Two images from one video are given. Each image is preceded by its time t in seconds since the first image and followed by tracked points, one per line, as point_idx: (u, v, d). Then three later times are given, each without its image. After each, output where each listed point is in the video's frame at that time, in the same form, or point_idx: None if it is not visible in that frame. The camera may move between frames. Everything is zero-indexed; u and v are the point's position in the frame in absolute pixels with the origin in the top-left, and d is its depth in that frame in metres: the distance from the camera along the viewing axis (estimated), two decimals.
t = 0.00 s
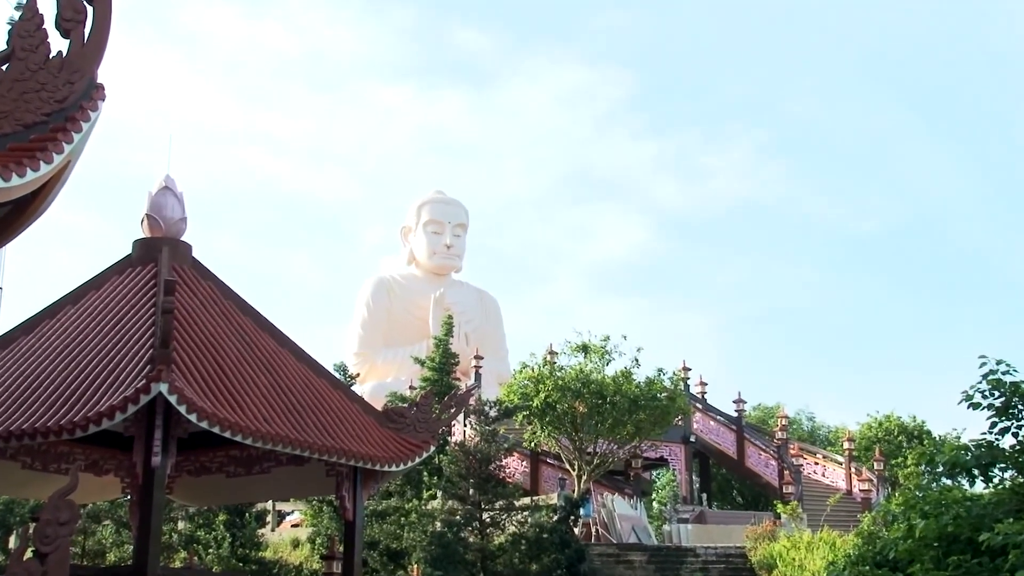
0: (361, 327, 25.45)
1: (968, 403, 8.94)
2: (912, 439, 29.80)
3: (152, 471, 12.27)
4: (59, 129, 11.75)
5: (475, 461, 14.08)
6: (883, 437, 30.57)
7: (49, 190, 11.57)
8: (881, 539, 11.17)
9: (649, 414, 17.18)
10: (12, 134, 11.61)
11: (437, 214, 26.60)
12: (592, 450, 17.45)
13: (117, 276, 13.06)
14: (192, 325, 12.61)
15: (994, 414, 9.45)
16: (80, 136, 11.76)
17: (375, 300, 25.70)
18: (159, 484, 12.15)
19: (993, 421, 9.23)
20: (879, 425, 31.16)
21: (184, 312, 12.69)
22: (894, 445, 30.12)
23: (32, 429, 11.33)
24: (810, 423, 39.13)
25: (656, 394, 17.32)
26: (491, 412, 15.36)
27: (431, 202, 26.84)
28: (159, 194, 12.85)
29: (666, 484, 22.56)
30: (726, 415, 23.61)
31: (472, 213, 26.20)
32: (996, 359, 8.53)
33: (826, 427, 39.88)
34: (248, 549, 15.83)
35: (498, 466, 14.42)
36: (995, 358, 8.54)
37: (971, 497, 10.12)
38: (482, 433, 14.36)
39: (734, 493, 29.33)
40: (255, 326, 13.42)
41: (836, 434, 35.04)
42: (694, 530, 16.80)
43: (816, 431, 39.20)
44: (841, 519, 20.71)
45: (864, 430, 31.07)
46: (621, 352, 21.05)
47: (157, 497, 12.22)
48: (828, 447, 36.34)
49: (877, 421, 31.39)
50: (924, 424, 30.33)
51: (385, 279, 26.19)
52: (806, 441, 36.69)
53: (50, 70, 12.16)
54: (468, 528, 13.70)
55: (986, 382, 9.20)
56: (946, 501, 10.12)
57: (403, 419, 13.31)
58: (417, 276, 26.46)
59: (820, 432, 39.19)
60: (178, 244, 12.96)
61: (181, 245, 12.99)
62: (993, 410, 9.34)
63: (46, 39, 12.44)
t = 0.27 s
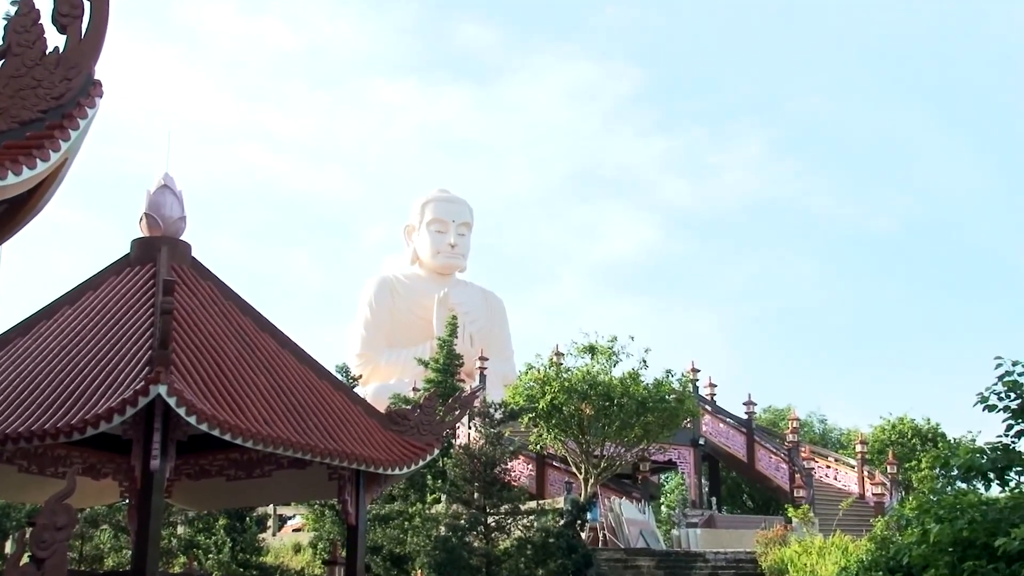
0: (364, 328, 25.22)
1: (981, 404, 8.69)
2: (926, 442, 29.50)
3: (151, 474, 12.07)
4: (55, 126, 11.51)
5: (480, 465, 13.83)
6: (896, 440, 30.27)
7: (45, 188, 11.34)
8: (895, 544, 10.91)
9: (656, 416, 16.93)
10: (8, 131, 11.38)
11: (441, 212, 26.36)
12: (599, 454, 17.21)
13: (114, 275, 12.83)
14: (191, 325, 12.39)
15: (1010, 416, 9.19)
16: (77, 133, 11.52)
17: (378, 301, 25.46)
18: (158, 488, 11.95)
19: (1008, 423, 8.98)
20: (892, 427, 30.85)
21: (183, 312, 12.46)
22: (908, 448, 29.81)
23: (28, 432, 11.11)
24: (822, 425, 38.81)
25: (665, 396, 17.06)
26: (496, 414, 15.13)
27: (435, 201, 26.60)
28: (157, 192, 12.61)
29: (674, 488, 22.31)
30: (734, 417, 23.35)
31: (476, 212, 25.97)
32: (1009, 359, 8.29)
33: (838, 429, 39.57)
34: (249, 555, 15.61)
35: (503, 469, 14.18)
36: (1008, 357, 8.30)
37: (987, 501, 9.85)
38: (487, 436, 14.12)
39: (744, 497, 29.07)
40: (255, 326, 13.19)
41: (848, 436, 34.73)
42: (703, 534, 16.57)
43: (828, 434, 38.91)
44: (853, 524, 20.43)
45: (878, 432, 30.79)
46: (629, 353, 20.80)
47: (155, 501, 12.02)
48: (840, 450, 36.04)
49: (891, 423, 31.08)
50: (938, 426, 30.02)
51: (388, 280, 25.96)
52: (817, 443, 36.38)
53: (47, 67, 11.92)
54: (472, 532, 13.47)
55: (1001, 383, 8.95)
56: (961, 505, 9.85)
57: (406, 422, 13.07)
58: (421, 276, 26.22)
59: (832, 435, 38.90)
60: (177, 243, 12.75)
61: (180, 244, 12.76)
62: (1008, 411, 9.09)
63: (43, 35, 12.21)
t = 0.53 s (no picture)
0: (365, 328, 24.99)
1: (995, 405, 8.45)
2: (940, 445, 29.22)
3: (147, 478, 11.84)
4: (49, 123, 11.27)
5: (483, 468, 13.60)
6: (907, 442, 29.99)
7: (40, 187, 11.11)
8: (907, 549, 10.67)
9: (663, 418, 16.64)
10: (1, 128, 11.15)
11: (443, 211, 26.12)
12: (604, 456, 16.96)
13: (111, 275, 12.60)
14: (189, 326, 12.16)
15: None
16: (73, 130, 11.29)
17: (379, 301, 25.23)
18: (154, 491, 11.73)
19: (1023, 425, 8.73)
20: (903, 430, 30.58)
21: (181, 313, 12.23)
22: (920, 451, 29.53)
23: (23, 435, 10.89)
24: (833, 429, 38.47)
25: (672, 398, 16.80)
26: (500, 417, 14.89)
27: (436, 199, 26.36)
28: (154, 190, 12.37)
29: (681, 491, 22.06)
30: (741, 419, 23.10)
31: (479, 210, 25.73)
32: None
33: (848, 432, 39.26)
34: (247, 560, 15.48)
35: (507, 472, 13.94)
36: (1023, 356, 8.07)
37: (1001, 505, 9.59)
38: (490, 438, 13.88)
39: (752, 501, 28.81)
40: (254, 327, 12.96)
41: (859, 439, 34.42)
42: (710, 539, 16.33)
43: (838, 437, 38.63)
44: (864, 529, 20.10)
45: (889, 435, 30.49)
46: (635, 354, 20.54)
47: (152, 506, 11.78)
48: (850, 452, 35.76)
49: (903, 426, 30.78)
50: (950, 429, 29.72)
51: (389, 279, 25.74)
52: (827, 446, 36.06)
53: (41, 63, 11.68)
54: (475, 537, 13.23)
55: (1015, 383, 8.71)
56: (974, 509, 9.60)
57: (408, 424, 12.84)
58: (422, 275, 25.99)
59: (842, 438, 38.62)
60: (174, 243, 12.54)
61: (177, 244, 12.56)
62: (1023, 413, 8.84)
63: (37, 30, 11.98)
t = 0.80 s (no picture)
0: (367, 329, 24.77)
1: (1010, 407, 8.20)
2: (952, 448, 28.95)
3: (145, 482, 11.63)
4: (44, 120, 11.04)
5: (486, 471, 13.39)
6: (920, 445, 29.71)
7: (35, 185, 10.88)
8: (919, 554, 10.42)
9: (670, 421, 16.40)
10: None
11: (446, 210, 25.89)
12: (610, 459, 16.74)
13: (107, 275, 12.38)
14: (186, 327, 11.93)
15: None
16: (67, 127, 11.06)
17: (381, 301, 25.00)
18: (152, 495, 11.51)
19: None
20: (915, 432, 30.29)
21: (178, 313, 12.00)
22: (932, 454, 29.26)
23: (17, 437, 10.67)
24: (843, 430, 38.13)
25: (678, 399, 16.56)
26: (504, 419, 14.66)
27: (438, 197, 26.13)
28: (151, 188, 12.14)
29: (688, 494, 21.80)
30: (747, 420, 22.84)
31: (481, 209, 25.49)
32: None
33: (858, 433, 38.96)
34: (246, 565, 15.44)
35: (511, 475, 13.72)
36: None
37: (1016, 510, 9.32)
38: (494, 441, 13.66)
39: (761, 505, 28.55)
40: (253, 328, 12.72)
41: (869, 441, 34.09)
42: (718, 544, 16.09)
43: (849, 439, 38.32)
44: (875, 533, 19.88)
45: (900, 437, 30.20)
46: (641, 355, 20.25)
47: (149, 510, 11.57)
48: (861, 456, 35.46)
49: (915, 427, 30.48)
50: (963, 431, 29.43)
51: (391, 279, 25.50)
52: (837, 448, 35.73)
53: (36, 58, 11.44)
54: (478, 541, 13.00)
55: None
56: (988, 514, 9.33)
57: (410, 426, 12.59)
58: (425, 275, 25.74)
59: (853, 440, 38.31)
60: (172, 242, 12.32)
61: (175, 243, 12.34)
62: None
63: (32, 25, 11.75)
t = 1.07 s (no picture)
0: (368, 330, 24.53)
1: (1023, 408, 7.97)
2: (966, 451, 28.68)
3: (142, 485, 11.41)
4: (39, 117, 10.81)
5: (490, 475, 13.14)
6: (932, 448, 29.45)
7: (30, 183, 10.64)
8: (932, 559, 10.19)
9: (677, 423, 16.12)
10: None
11: (449, 208, 25.64)
12: (616, 463, 16.48)
13: (103, 274, 12.14)
14: (184, 327, 11.71)
15: None
16: (63, 124, 10.82)
17: (383, 301, 24.75)
18: (149, 499, 11.29)
19: None
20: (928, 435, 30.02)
21: (176, 313, 11.77)
22: (945, 458, 29.00)
23: (12, 440, 10.46)
24: (855, 433, 37.74)
25: (685, 401, 16.31)
26: (508, 421, 14.44)
27: (441, 196, 25.90)
28: (148, 186, 11.93)
29: (696, 498, 21.53)
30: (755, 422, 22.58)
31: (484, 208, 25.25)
32: None
33: (869, 436, 38.66)
34: (244, 570, 15.21)
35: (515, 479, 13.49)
36: None
37: None
38: (497, 444, 13.43)
39: (770, 509, 28.30)
40: (252, 328, 12.49)
41: (881, 444, 33.79)
42: (727, 549, 15.87)
43: (860, 442, 38.03)
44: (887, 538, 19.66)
45: (912, 440, 29.94)
46: (647, 356, 19.97)
47: (146, 514, 11.35)
48: (872, 458, 35.17)
49: (927, 430, 30.20)
50: (976, 434, 29.16)
51: (392, 278, 25.28)
52: (848, 451, 35.40)
53: (30, 53, 11.20)
54: (482, 546, 12.81)
55: None
56: (1002, 518, 9.08)
57: (412, 429, 12.37)
58: (427, 274, 25.51)
59: (864, 443, 38.02)
60: (170, 241, 12.06)
61: (172, 242, 12.07)
62: None
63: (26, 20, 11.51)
